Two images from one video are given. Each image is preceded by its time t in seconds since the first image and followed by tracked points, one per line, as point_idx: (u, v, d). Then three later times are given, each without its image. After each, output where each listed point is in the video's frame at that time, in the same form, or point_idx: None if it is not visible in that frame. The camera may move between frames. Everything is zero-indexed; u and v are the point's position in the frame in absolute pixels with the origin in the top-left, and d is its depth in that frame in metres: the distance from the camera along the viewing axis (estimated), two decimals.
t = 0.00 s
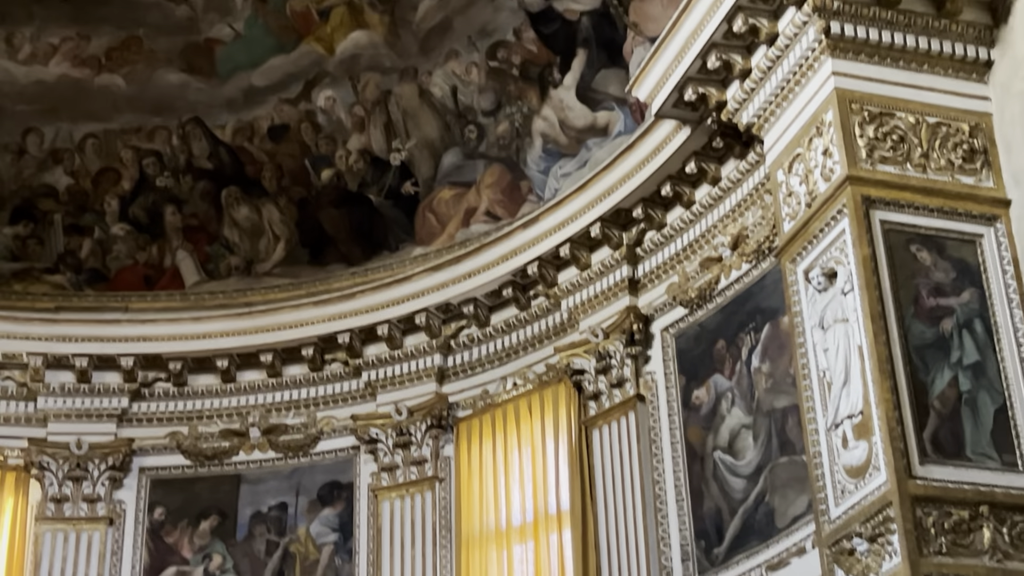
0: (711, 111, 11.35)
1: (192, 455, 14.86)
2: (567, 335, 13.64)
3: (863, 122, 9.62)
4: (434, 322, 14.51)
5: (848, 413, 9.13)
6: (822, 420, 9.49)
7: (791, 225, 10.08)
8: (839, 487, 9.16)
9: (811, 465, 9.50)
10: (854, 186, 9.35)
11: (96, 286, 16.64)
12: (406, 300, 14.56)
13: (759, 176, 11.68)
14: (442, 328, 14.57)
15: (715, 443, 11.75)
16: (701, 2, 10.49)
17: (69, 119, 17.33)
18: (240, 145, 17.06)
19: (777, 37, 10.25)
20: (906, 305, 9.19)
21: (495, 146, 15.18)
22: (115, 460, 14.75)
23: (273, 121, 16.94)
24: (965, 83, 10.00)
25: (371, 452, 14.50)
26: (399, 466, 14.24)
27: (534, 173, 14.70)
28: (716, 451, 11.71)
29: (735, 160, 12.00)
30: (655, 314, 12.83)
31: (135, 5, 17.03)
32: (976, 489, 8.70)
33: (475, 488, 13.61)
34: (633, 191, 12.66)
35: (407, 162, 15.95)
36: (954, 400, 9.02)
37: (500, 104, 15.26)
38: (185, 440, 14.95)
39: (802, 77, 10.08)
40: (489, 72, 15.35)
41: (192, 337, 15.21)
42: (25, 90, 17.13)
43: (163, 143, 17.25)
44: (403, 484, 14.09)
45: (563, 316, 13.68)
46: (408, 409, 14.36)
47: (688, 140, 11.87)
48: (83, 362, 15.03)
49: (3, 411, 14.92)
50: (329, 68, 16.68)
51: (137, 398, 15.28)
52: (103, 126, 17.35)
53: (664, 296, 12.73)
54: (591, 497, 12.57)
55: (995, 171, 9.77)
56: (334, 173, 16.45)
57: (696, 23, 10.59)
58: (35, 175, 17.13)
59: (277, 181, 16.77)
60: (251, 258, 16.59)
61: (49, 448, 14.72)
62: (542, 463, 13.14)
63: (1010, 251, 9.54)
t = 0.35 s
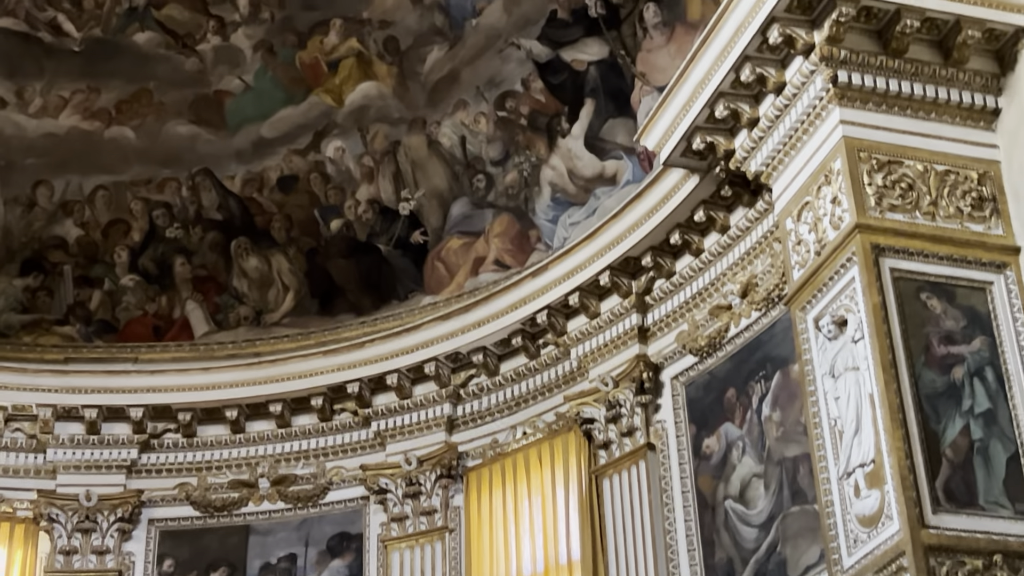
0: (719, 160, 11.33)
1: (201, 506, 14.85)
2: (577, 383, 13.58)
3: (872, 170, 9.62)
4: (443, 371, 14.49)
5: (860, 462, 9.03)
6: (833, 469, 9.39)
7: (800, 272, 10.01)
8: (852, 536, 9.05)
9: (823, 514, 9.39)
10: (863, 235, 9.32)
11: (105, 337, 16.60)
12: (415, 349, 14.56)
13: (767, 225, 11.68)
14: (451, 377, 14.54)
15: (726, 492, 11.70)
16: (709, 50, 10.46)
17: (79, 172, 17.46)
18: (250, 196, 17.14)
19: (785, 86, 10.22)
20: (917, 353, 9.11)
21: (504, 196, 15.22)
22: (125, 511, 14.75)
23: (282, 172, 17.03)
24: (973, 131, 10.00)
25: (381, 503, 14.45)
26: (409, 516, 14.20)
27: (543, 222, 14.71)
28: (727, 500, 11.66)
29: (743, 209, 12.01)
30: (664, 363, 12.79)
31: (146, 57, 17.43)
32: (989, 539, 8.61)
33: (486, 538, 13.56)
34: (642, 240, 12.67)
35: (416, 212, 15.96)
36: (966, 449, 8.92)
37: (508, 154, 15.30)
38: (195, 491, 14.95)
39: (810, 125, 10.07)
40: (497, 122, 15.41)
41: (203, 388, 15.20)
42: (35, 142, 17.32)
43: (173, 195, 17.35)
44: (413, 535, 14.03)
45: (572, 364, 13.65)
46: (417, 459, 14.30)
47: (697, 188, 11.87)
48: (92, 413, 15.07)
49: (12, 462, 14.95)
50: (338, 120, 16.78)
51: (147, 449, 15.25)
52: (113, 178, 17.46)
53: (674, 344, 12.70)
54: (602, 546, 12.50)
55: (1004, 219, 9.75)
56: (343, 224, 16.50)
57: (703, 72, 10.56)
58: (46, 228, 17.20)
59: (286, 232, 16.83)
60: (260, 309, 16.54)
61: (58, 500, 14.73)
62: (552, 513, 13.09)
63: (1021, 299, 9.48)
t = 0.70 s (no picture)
0: (729, 207, 11.39)
1: (212, 555, 14.82)
2: (588, 430, 13.53)
3: (881, 216, 9.58)
4: (454, 419, 14.46)
5: (873, 508, 8.91)
6: (846, 515, 9.26)
7: (811, 317, 9.95)
8: None
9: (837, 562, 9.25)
10: (874, 279, 9.27)
11: (116, 387, 16.73)
12: (425, 397, 14.57)
13: (777, 270, 11.68)
14: (462, 425, 14.52)
15: (739, 538, 11.63)
16: (717, 96, 10.47)
17: (91, 221, 17.52)
18: (260, 244, 17.15)
19: (793, 132, 10.21)
20: (929, 398, 9.02)
21: (513, 243, 15.24)
22: (136, 561, 14.73)
23: (292, 220, 17.05)
24: (982, 176, 10.01)
25: (391, 551, 14.35)
26: (420, 564, 14.11)
27: (553, 268, 14.73)
28: (740, 547, 11.60)
29: (753, 254, 12.03)
30: (676, 409, 12.76)
31: (157, 107, 17.51)
32: None
33: None
34: (652, 286, 12.68)
35: (426, 260, 15.99)
36: (980, 494, 8.81)
37: (518, 200, 15.31)
38: (205, 540, 14.90)
39: (818, 171, 10.09)
40: (507, 168, 15.44)
41: (214, 437, 15.21)
42: (46, 193, 17.40)
43: (184, 244, 17.36)
44: None
45: (583, 411, 13.60)
46: (428, 506, 14.27)
47: (707, 234, 11.90)
48: (103, 463, 15.08)
49: (23, 512, 14.96)
50: (348, 167, 16.83)
51: (157, 498, 15.24)
52: (124, 228, 17.52)
53: (684, 390, 12.68)
54: None
55: (1014, 263, 9.72)
56: (353, 271, 16.51)
57: (712, 118, 10.58)
58: (57, 277, 17.23)
59: (296, 279, 16.88)
60: (270, 356, 16.62)
61: (68, 550, 14.72)
62: (564, 560, 13.00)
63: None
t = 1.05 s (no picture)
0: (739, 255, 11.40)
1: None
2: (600, 480, 13.46)
3: (892, 263, 9.55)
4: (466, 469, 14.44)
5: (889, 557, 8.63)
6: (863, 565, 9.03)
7: (823, 366, 9.89)
8: None
9: None
10: (886, 327, 9.18)
11: (129, 440, 16.77)
12: (438, 448, 14.57)
13: (789, 318, 11.62)
14: (475, 475, 14.50)
15: None
16: (726, 146, 10.51)
17: (104, 274, 17.64)
18: (272, 296, 17.27)
19: (802, 181, 10.25)
20: (944, 446, 8.83)
21: (524, 292, 15.25)
22: None
23: (305, 272, 17.15)
24: (992, 223, 10.02)
25: None
26: None
27: (564, 317, 14.74)
28: None
29: (764, 301, 11.97)
30: (689, 458, 12.69)
31: (169, 161, 17.55)
32: None
33: None
34: (664, 335, 12.70)
35: (437, 310, 16.05)
36: (996, 542, 8.56)
37: (528, 251, 15.36)
38: None
39: (828, 219, 10.08)
40: (518, 219, 15.48)
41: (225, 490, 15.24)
42: (60, 248, 17.53)
43: (196, 296, 17.52)
44: None
45: (595, 461, 13.54)
46: (441, 558, 14.26)
47: (718, 282, 11.88)
48: (116, 517, 15.10)
49: (35, 567, 14.90)
50: (359, 219, 16.90)
51: (170, 552, 15.24)
52: (137, 281, 17.66)
53: (697, 440, 12.62)
54: None
55: None
56: (364, 322, 16.58)
57: (722, 167, 10.59)
58: (69, 331, 17.35)
59: (309, 330, 16.96)
60: (283, 409, 16.65)
61: None
62: None
63: None
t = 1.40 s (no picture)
0: (755, 294, 11.33)
1: None
2: (618, 521, 13.40)
3: (909, 300, 9.51)
4: (484, 512, 14.42)
5: None
6: None
7: (841, 405, 9.80)
8: None
9: None
10: (903, 364, 9.14)
11: (147, 487, 16.77)
12: (456, 490, 14.60)
13: (806, 356, 11.58)
14: (493, 517, 14.45)
15: None
16: (739, 185, 10.49)
17: (121, 321, 17.70)
18: (288, 340, 17.32)
19: (817, 219, 10.22)
20: (963, 483, 8.75)
21: (540, 333, 15.26)
22: None
23: (321, 316, 17.19)
24: (1008, 259, 10.01)
25: None
26: None
27: (580, 358, 14.74)
28: None
29: (780, 340, 11.93)
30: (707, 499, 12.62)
31: (185, 207, 17.61)
32: None
33: None
34: (680, 374, 12.70)
35: (453, 352, 16.07)
36: None
37: (544, 291, 15.39)
38: None
39: (843, 257, 10.07)
40: (532, 260, 15.52)
41: (242, 535, 15.28)
42: (77, 295, 17.56)
43: (213, 342, 17.55)
44: None
45: (613, 502, 13.49)
46: None
47: (734, 321, 11.85)
48: (134, 563, 15.11)
49: None
50: (375, 262, 16.95)
51: None
52: (154, 327, 17.70)
53: (716, 480, 12.54)
54: None
55: None
56: (381, 365, 16.61)
57: (736, 207, 10.60)
58: (87, 378, 17.43)
59: (325, 374, 16.99)
60: (300, 454, 16.64)
61: None
62: None
63: None
